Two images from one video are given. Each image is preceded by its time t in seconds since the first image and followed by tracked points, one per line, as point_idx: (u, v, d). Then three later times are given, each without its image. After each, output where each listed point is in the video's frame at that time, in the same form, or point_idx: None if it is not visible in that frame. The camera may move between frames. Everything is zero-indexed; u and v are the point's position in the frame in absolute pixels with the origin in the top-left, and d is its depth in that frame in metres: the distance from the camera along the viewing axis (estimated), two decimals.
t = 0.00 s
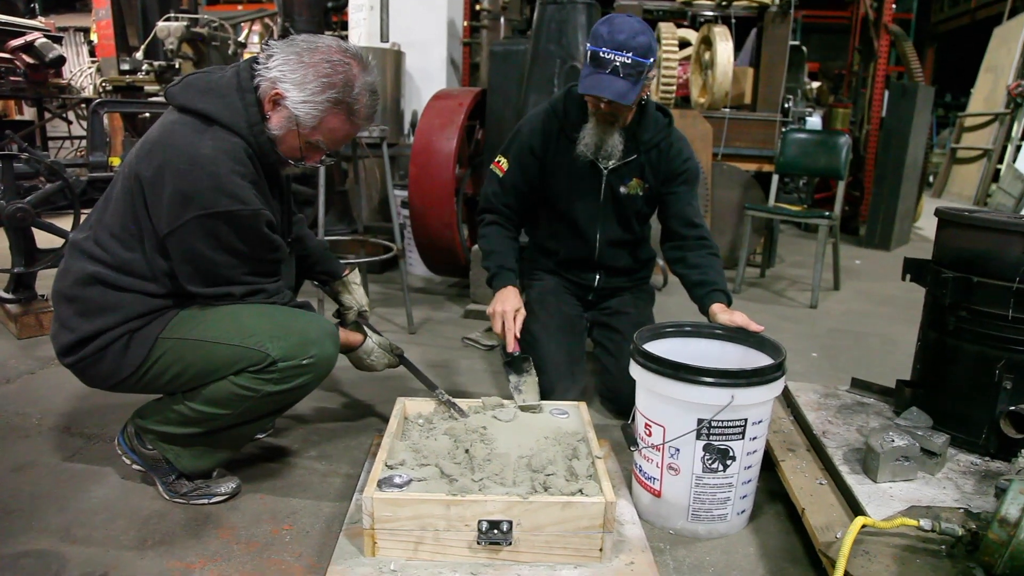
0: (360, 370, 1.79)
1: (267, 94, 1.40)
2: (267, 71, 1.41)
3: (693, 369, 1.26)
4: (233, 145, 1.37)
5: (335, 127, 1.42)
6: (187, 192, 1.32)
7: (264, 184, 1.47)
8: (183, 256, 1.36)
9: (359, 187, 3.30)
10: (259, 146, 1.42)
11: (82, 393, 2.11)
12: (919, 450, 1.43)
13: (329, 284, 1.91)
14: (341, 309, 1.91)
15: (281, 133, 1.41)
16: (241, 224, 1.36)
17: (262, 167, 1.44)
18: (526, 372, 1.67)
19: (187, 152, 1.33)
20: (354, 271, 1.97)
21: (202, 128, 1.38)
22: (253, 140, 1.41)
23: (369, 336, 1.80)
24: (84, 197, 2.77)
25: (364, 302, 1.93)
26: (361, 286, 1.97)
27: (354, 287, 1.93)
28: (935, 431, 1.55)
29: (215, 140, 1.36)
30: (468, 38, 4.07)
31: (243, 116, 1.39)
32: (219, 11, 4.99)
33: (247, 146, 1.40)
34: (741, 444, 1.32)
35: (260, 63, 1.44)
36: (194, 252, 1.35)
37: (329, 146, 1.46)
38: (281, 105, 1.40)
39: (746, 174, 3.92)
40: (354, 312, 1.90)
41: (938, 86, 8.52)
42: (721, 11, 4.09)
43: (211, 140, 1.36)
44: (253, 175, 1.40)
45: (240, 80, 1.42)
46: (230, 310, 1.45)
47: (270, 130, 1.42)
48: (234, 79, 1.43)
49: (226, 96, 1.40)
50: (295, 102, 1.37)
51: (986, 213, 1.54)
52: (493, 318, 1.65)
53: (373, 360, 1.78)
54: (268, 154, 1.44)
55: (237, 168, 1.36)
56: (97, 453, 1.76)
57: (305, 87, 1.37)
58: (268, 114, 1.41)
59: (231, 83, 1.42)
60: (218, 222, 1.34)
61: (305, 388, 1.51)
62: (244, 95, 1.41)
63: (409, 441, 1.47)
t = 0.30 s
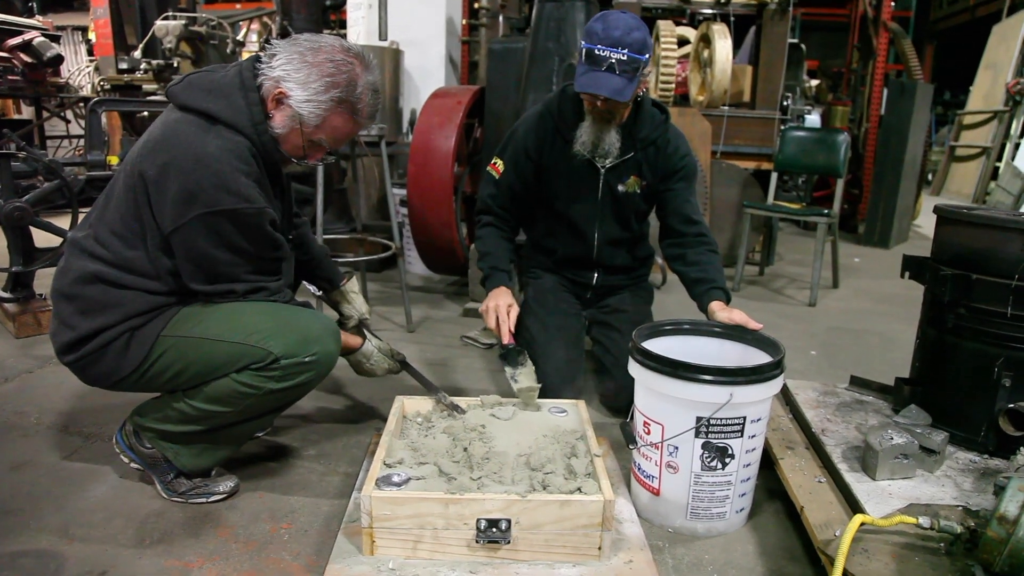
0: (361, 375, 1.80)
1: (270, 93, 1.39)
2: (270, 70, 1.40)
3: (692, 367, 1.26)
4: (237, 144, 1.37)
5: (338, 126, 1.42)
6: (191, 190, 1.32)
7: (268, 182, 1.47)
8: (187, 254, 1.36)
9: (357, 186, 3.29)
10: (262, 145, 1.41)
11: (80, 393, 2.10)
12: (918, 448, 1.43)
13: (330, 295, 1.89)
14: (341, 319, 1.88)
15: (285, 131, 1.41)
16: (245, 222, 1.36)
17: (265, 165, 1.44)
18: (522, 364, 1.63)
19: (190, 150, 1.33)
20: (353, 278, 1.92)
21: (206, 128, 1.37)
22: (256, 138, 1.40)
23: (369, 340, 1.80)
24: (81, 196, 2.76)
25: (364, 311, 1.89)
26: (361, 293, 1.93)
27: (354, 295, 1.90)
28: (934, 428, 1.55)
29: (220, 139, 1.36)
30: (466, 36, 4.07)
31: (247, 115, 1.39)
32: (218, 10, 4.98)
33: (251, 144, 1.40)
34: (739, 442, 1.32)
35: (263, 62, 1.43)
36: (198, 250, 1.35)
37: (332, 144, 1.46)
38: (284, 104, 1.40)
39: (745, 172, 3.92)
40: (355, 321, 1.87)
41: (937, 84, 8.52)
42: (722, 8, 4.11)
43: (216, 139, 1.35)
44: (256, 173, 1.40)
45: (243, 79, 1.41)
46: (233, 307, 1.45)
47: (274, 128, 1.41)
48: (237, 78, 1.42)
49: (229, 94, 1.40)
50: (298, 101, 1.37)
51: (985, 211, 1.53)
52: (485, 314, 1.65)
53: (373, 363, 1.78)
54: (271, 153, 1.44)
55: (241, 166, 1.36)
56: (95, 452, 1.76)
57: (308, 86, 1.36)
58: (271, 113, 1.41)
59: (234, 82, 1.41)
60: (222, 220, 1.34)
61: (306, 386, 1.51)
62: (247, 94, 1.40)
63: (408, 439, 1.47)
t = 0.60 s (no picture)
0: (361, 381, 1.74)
1: (264, 92, 1.39)
2: (265, 69, 1.40)
3: (683, 370, 1.26)
4: (229, 142, 1.37)
5: (332, 124, 1.42)
6: (181, 188, 1.32)
7: (259, 182, 1.46)
8: (177, 252, 1.35)
9: (351, 188, 3.29)
10: (255, 144, 1.41)
11: (70, 395, 2.09)
12: (909, 451, 1.43)
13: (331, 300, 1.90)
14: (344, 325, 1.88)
15: (279, 130, 1.41)
16: (234, 221, 1.35)
17: (257, 165, 1.43)
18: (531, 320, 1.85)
19: (180, 147, 1.33)
20: (357, 283, 1.92)
21: (198, 125, 1.37)
22: (249, 137, 1.40)
23: (368, 344, 1.74)
24: (73, 198, 2.75)
25: (368, 317, 1.89)
26: (366, 300, 1.93)
27: (358, 301, 1.90)
28: (925, 431, 1.56)
29: (213, 136, 1.36)
30: (461, 40, 4.08)
31: (240, 114, 1.39)
32: (212, 12, 4.98)
33: (243, 143, 1.39)
34: (731, 445, 1.32)
35: (258, 62, 1.44)
36: (188, 248, 1.35)
37: (326, 143, 1.45)
38: (279, 103, 1.40)
39: (738, 176, 3.93)
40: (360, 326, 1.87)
41: (929, 89, 8.57)
42: (714, 13, 4.07)
43: (208, 136, 1.35)
44: (247, 172, 1.39)
45: (237, 79, 1.42)
46: (219, 307, 1.44)
47: (267, 128, 1.41)
48: (231, 77, 1.42)
49: (222, 93, 1.40)
50: (293, 99, 1.37)
51: (975, 215, 1.55)
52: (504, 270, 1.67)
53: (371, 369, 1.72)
54: (264, 152, 1.43)
55: (231, 165, 1.35)
56: (84, 456, 1.75)
57: (303, 84, 1.37)
58: (265, 112, 1.41)
59: (229, 81, 1.41)
60: (212, 218, 1.33)
61: (292, 386, 1.49)
62: (241, 93, 1.40)
63: (399, 442, 1.46)
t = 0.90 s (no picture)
0: (357, 377, 1.70)
1: (258, 88, 1.39)
2: (259, 65, 1.40)
3: (679, 367, 1.26)
4: (224, 138, 1.36)
5: (327, 120, 1.41)
6: (174, 183, 1.31)
7: (254, 179, 1.46)
8: (171, 248, 1.35)
9: (346, 186, 3.28)
10: (249, 141, 1.40)
11: (65, 395, 2.08)
12: (904, 447, 1.43)
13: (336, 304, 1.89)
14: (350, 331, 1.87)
15: (273, 126, 1.40)
16: (227, 216, 1.34)
17: (251, 161, 1.42)
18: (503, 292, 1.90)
19: (173, 141, 1.32)
20: (363, 289, 1.90)
21: (193, 121, 1.36)
22: (243, 134, 1.39)
23: (362, 340, 1.68)
24: (67, 196, 2.73)
25: (374, 323, 1.88)
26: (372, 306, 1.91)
27: (364, 307, 1.88)
28: (920, 427, 1.56)
29: (206, 132, 1.35)
30: (456, 37, 4.07)
31: (234, 111, 1.38)
32: (206, 9, 4.95)
33: (237, 139, 1.38)
34: (727, 442, 1.32)
35: (252, 59, 1.43)
36: (181, 244, 1.34)
37: (321, 140, 1.45)
38: (273, 99, 1.39)
39: (734, 172, 3.93)
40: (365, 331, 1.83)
41: (923, 87, 8.60)
42: (710, 9, 4.14)
43: (202, 133, 1.35)
44: (241, 168, 1.38)
45: (231, 75, 1.41)
46: (211, 302, 1.43)
47: (262, 124, 1.41)
48: (226, 74, 1.42)
49: (217, 90, 1.39)
50: (287, 95, 1.37)
51: (969, 211, 1.55)
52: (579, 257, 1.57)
53: (365, 367, 1.68)
54: (258, 149, 1.42)
55: (224, 160, 1.35)
56: (79, 455, 1.74)
57: (297, 80, 1.36)
58: (259, 108, 1.40)
59: (223, 78, 1.41)
60: (205, 213, 1.32)
61: (285, 380, 1.48)
62: (235, 89, 1.40)
63: (395, 441, 1.46)
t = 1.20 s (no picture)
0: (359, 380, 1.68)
1: (259, 90, 1.39)
2: (259, 67, 1.40)
3: (677, 369, 1.26)
4: (224, 139, 1.36)
5: (327, 122, 1.41)
6: (174, 182, 1.31)
7: (254, 179, 1.46)
8: (171, 248, 1.34)
9: (344, 187, 3.28)
10: (250, 142, 1.40)
11: (62, 396, 2.07)
12: (901, 449, 1.44)
13: (340, 308, 1.88)
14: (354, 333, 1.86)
15: (273, 128, 1.40)
16: (227, 216, 1.34)
17: (251, 162, 1.42)
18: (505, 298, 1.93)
19: (174, 140, 1.32)
20: (365, 291, 1.88)
21: (194, 121, 1.36)
22: (243, 135, 1.39)
23: (364, 341, 1.67)
24: (65, 196, 2.73)
25: (378, 326, 1.87)
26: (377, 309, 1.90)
27: (367, 310, 1.87)
28: (917, 429, 1.56)
29: (207, 132, 1.35)
30: (454, 39, 4.08)
31: (234, 113, 1.38)
32: (205, 11, 4.95)
33: (238, 140, 1.38)
34: (724, 443, 1.32)
35: (253, 60, 1.43)
36: (181, 244, 1.34)
37: (321, 142, 1.45)
38: (273, 101, 1.39)
39: (732, 175, 3.94)
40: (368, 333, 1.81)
41: (921, 90, 8.63)
42: (708, 13, 4.13)
43: (203, 133, 1.34)
44: (241, 168, 1.38)
45: (232, 77, 1.41)
46: (208, 300, 1.43)
47: (262, 125, 1.40)
48: (227, 75, 1.42)
49: (218, 91, 1.39)
50: (287, 97, 1.37)
51: (967, 213, 1.55)
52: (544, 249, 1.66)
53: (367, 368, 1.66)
54: (258, 150, 1.42)
55: (225, 160, 1.35)
56: (76, 456, 1.73)
57: (297, 82, 1.36)
58: (260, 110, 1.40)
59: (224, 79, 1.41)
60: (206, 213, 1.32)
61: (280, 378, 1.47)
62: (236, 91, 1.39)
63: (392, 442, 1.46)
